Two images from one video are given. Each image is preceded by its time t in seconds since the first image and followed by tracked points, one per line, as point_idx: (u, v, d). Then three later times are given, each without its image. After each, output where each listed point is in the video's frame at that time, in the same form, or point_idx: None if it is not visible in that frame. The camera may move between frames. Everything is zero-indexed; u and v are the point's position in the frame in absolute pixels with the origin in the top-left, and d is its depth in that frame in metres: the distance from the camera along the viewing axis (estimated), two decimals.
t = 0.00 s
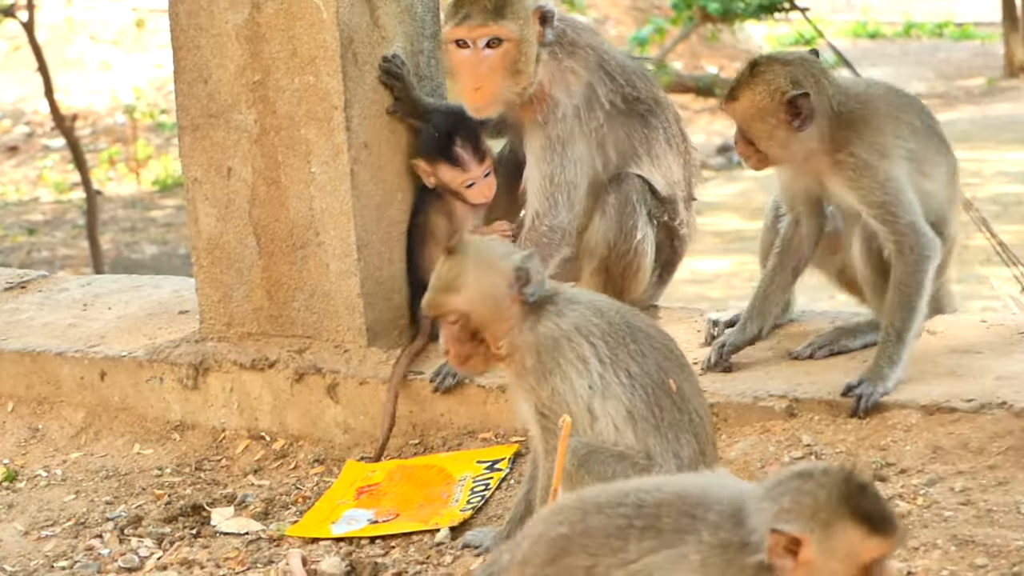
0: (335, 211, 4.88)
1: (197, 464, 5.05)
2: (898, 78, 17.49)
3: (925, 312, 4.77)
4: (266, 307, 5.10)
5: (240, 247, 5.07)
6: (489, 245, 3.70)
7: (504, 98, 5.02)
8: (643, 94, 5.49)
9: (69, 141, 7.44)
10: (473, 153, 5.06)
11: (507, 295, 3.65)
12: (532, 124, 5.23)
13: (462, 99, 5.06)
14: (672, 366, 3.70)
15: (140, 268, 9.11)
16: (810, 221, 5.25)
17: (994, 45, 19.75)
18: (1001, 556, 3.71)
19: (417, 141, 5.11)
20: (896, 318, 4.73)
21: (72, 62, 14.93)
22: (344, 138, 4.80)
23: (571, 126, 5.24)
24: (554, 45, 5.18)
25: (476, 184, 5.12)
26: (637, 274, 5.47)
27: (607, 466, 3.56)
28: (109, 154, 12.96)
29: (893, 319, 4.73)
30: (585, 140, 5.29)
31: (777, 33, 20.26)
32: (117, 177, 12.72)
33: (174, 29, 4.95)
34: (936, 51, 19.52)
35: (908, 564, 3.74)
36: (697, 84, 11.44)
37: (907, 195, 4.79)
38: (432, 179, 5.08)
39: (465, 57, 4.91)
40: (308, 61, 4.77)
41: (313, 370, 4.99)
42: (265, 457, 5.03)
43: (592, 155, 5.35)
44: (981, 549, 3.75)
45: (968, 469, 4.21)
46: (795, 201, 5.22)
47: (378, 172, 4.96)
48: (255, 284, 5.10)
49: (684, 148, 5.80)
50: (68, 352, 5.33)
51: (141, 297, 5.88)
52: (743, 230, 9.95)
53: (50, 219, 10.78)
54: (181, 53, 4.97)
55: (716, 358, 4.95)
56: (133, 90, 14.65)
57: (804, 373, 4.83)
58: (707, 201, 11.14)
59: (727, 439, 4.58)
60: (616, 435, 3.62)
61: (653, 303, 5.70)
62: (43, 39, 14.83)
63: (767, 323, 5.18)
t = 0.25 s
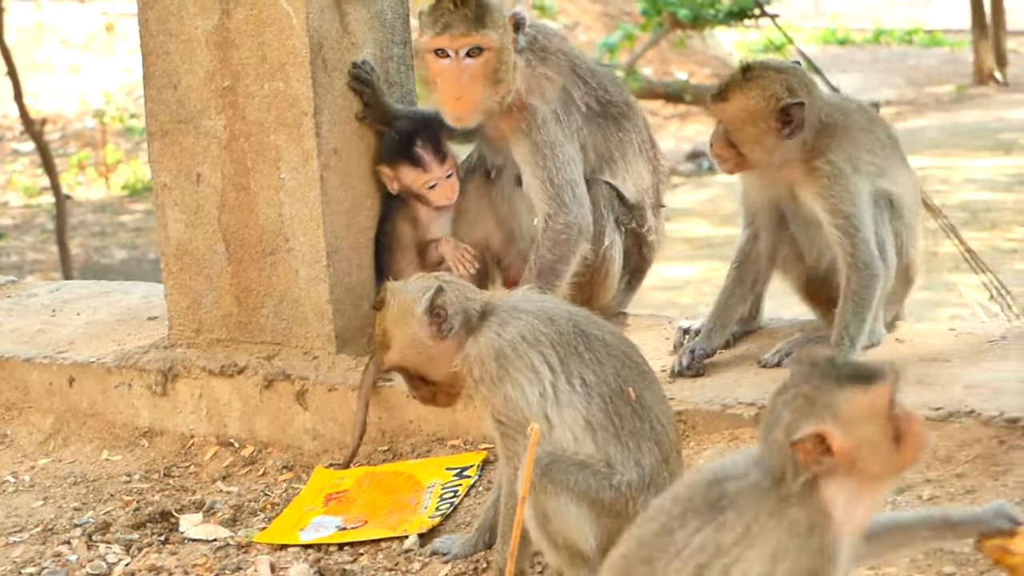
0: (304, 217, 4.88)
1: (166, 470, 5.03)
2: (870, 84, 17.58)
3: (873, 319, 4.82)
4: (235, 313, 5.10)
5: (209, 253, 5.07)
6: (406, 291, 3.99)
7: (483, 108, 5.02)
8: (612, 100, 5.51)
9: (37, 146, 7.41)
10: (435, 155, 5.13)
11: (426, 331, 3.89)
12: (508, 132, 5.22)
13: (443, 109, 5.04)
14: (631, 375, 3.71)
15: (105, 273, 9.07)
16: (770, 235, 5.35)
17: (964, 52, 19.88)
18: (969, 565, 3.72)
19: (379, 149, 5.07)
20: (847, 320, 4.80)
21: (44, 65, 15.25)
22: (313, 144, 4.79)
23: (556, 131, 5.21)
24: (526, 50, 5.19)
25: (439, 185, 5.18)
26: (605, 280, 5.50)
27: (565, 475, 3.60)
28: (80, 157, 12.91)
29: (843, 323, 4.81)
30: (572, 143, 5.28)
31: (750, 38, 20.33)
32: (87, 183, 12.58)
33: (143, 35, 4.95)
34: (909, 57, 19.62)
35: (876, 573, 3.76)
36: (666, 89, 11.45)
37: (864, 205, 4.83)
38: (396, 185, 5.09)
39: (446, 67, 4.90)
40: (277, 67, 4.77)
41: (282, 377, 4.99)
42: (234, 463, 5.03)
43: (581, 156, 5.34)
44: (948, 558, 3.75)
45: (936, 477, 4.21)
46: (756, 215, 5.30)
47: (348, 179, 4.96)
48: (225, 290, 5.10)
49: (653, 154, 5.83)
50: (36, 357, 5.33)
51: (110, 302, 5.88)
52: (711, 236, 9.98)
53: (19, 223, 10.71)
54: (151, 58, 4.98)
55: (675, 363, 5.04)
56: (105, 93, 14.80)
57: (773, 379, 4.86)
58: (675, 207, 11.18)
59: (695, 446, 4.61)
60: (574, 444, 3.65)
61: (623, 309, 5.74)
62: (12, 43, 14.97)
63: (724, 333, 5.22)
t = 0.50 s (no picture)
0: (282, 224, 4.88)
1: (144, 477, 5.03)
2: (846, 87, 17.69)
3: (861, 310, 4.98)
4: (213, 319, 5.10)
5: (187, 259, 5.08)
6: (383, 301, 4.01)
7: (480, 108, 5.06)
8: (592, 103, 5.61)
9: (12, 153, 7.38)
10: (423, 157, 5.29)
11: (406, 339, 3.90)
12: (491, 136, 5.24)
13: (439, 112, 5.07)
14: (609, 380, 3.77)
15: (81, 279, 9.05)
16: (752, 243, 5.51)
17: (941, 54, 19.99)
18: (945, 569, 3.78)
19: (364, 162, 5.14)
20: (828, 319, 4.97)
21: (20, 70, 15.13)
22: (290, 150, 4.80)
23: (538, 137, 5.23)
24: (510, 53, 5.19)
25: (430, 187, 5.34)
26: (583, 285, 5.52)
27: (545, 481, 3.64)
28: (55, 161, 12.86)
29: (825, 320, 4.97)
30: (552, 149, 5.31)
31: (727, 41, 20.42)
32: (64, 188, 12.52)
33: (120, 41, 4.95)
34: (885, 60, 19.75)
35: None
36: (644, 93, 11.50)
37: (853, 199, 4.99)
38: (384, 196, 5.14)
39: (440, 69, 4.96)
40: (254, 73, 4.77)
41: (260, 383, 5.00)
42: (212, 469, 5.04)
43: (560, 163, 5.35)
44: (926, 562, 3.82)
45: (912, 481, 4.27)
46: (740, 222, 5.48)
47: (325, 185, 4.97)
48: (202, 297, 5.10)
49: (631, 157, 5.88)
50: (13, 364, 5.33)
51: (88, 309, 5.87)
52: (687, 240, 10.03)
53: None
54: (127, 65, 4.98)
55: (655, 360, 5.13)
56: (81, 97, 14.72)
57: (750, 384, 4.92)
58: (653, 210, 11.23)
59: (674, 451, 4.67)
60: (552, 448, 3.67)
61: (601, 314, 5.77)
62: None
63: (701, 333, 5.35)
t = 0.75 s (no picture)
0: (277, 227, 4.88)
1: (141, 480, 5.03)
2: (839, 90, 17.73)
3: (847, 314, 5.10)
4: (210, 323, 5.10)
5: (183, 262, 5.07)
6: (380, 308, 3.99)
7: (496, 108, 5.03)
8: (587, 106, 5.62)
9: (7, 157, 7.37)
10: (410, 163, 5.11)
11: (401, 348, 3.88)
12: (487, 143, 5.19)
13: (460, 113, 4.97)
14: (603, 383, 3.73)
15: (76, 283, 9.04)
16: (731, 252, 5.51)
17: (934, 56, 20.03)
18: (944, 570, 3.80)
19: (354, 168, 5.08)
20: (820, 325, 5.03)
21: (15, 74, 15.09)
22: (286, 154, 4.80)
23: (531, 145, 5.22)
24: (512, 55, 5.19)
25: (419, 193, 5.17)
26: (580, 286, 5.52)
27: (542, 482, 3.61)
28: (47, 165, 12.85)
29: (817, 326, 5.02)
30: (542, 157, 5.30)
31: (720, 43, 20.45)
32: (58, 192, 12.50)
33: (115, 45, 4.94)
34: (878, 62, 19.80)
35: None
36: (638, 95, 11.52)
37: (840, 204, 5.11)
38: (374, 203, 5.06)
39: (463, 70, 4.91)
40: (249, 77, 4.77)
41: (257, 386, 4.99)
42: (209, 473, 5.04)
43: (550, 167, 5.33)
44: (924, 563, 3.84)
45: (910, 483, 4.29)
46: (722, 231, 5.50)
47: (321, 189, 4.97)
48: (199, 300, 5.10)
49: (625, 158, 5.87)
50: (10, 367, 5.33)
51: (84, 313, 5.87)
52: (682, 242, 10.04)
53: None
54: (122, 69, 4.97)
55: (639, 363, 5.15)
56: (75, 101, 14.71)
57: (747, 385, 4.97)
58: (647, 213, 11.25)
59: (671, 453, 4.74)
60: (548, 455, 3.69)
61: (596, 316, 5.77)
62: None
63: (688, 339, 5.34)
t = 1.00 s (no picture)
0: (278, 229, 4.89)
1: (142, 483, 5.03)
2: (838, 91, 17.75)
3: (850, 316, 5.10)
4: (210, 325, 5.09)
5: (183, 264, 5.07)
6: (388, 285, 3.96)
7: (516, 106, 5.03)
8: (589, 108, 5.63)
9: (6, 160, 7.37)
10: (408, 167, 5.05)
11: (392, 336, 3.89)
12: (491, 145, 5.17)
13: (484, 112, 4.96)
14: (598, 387, 3.73)
15: (77, 286, 9.04)
16: (737, 253, 5.52)
17: (932, 58, 20.05)
18: (945, 571, 3.81)
19: (353, 171, 5.05)
20: (821, 325, 5.02)
21: (13, 78, 15.09)
22: (286, 156, 4.80)
23: (536, 149, 5.22)
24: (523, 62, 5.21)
25: (418, 198, 5.11)
26: (580, 288, 5.52)
27: (539, 486, 3.61)
28: (45, 169, 12.85)
29: (816, 327, 5.03)
30: (546, 160, 5.29)
31: (719, 45, 20.47)
32: (58, 195, 12.49)
33: (114, 48, 4.95)
34: (877, 63, 19.81)
35: None
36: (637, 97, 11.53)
37: (845, 208, 5.13)
38: (374, 208, 5.06)
39: (485, 68, 4.90)
40: (249, 79, 4.78)
41: (258, 388, 5.00)
42: (210, 475, 5.05)
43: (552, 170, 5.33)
44: (925, 563, 3.85)
45: (910, 483, 4.29)
46: (726, 234, 5.49)
47: (320, 191, 4.97)
48: (199, 302, 5.09)
49: (625, 159, 5.87)
50: (10, 370, 5.32)
51: (84, 316, 5.86)
52: (681, 244, 10.05)
53: None
54: (122, 71, 4.97)
55: (637, 364, 5.11)
56: (74, 105, 14.71)
57: (748, 386, 4.95)
58: (646, 215, 11.26)
59: (672, 454, 4.73)
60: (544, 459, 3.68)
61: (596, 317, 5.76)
62: None
63: (687, 341, 5.29)
